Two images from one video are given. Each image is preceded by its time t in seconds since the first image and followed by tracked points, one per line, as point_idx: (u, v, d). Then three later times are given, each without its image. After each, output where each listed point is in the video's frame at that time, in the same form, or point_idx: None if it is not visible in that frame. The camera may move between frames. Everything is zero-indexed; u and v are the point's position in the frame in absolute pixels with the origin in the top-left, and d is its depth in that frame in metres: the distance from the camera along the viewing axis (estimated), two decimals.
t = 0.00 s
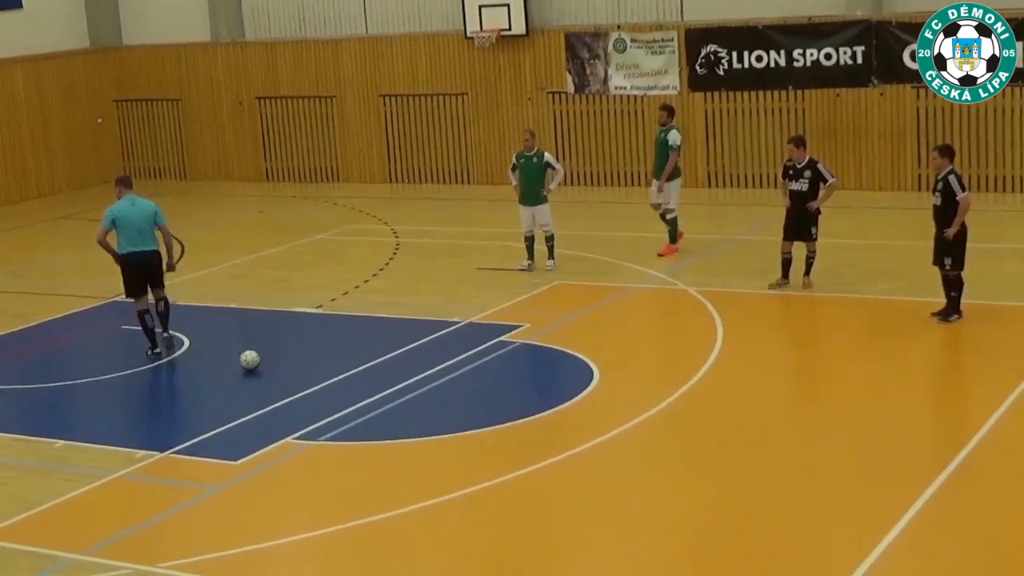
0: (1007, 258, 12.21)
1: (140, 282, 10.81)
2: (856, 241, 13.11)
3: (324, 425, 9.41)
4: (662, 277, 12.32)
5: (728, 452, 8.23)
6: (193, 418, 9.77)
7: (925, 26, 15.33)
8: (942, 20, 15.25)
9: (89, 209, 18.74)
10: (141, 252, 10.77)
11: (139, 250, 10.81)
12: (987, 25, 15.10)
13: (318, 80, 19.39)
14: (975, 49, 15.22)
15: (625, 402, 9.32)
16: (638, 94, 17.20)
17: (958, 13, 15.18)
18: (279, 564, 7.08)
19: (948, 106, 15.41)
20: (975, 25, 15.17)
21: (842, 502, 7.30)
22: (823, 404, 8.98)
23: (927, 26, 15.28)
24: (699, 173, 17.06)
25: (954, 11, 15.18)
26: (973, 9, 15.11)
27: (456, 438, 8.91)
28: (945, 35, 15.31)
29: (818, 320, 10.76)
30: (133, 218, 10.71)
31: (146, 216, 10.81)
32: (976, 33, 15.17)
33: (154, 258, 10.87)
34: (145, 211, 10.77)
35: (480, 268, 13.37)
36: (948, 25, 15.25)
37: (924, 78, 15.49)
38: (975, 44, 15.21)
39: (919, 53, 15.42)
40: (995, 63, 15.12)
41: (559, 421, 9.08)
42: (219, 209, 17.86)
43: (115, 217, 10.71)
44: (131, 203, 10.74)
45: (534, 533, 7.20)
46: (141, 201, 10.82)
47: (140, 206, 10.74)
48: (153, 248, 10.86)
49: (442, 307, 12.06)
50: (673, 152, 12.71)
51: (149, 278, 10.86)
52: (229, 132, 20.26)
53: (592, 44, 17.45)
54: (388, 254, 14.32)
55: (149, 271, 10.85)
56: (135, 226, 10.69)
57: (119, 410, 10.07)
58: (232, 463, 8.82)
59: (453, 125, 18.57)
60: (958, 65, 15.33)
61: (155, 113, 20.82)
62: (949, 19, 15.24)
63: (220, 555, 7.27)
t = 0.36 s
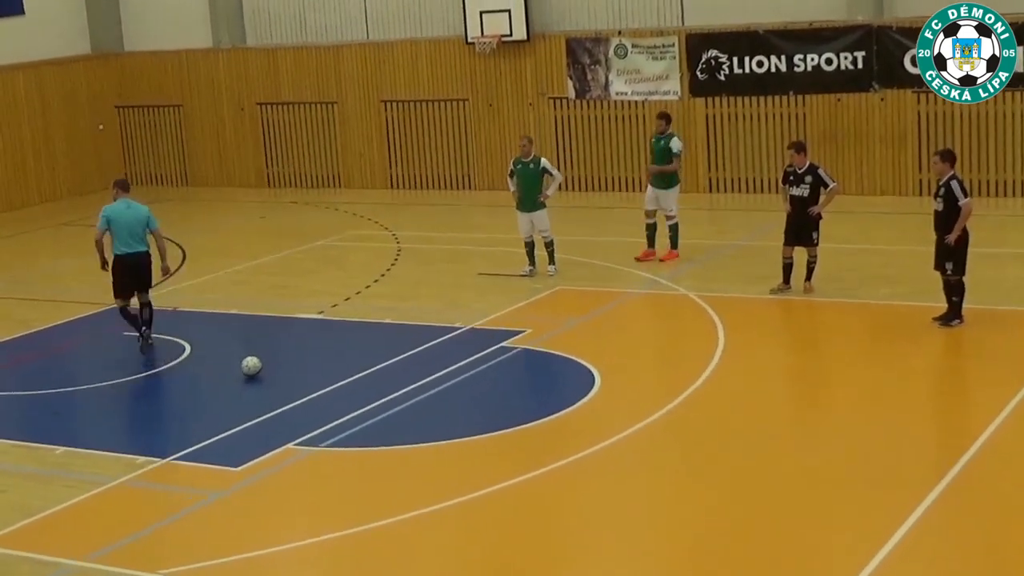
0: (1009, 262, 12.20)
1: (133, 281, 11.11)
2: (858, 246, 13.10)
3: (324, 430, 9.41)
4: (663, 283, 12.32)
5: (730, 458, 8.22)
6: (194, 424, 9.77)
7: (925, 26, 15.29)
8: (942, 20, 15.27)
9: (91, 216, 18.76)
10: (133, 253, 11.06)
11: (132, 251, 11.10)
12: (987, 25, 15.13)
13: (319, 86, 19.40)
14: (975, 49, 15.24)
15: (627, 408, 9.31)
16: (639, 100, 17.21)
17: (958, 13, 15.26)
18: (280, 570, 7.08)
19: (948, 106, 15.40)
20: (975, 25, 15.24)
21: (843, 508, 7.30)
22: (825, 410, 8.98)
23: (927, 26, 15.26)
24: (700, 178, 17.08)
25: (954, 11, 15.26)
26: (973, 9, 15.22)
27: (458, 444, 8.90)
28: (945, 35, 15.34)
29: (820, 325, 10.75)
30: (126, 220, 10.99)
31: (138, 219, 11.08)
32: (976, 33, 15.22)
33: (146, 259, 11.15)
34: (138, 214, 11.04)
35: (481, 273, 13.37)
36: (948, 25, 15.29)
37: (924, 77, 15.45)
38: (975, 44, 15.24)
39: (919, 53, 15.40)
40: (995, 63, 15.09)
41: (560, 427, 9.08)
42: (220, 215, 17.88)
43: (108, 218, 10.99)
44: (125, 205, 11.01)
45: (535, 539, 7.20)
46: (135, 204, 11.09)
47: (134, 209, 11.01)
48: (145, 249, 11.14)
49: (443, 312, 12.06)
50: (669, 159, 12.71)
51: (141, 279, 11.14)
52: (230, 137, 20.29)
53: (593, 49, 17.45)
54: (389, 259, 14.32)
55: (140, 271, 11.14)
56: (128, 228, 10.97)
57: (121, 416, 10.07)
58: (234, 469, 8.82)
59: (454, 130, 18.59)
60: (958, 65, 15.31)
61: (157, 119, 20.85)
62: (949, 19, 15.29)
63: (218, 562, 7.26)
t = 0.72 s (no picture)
0: (1010, 271, 12.20)
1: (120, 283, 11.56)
2: (860, 255, 13.09)
3: (327, 439, 9.40)
4: (664, 292, 12.30)
5: (733, 467, 8.20)
6: (197, 431, 9.75)
7: (925, 26, 15.41)
8: (942, 20, 15.44)
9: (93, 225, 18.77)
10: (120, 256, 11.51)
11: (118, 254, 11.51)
12: (987, 25, 15.22)
13: (320, 95, 19.42)
14: (975, 49, 15.27)
15: (629, 417, 9.29)
16: (641, 108, 17.23)
17: (958, 13, 15.41)
18: None
19: (948, 105, 15.42)
20: (975, 24, 15.33)
21: (845, 516, 7.28)
22: (827, 419, 8.97)
23: (927, 26, 15.36)
24: (701, 187, 17.10)
25: (954, 12, 15.43)
26: (973, 9, 15.34)
27: (461, 453, 8.88)
28: (945, 35, 15.43)
29: (822, 334, 10.74)
30: (111, 224, 11.39)
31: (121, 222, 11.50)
32: (976, 34, 15.28)
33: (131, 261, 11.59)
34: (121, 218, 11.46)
35: (483, 282, 13.37)
36: (948, 25, 15.42)
37: (923, 77, 15.46)
38: (975, 44, 15.27)
39: (919, 53, 15.45)
40: (995, 61, 15.10)
41: (562, 435, 9.07)
42: (221, 224, 17.89)
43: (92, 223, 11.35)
44: (108, 210, 11.38)
45: (537, 547, 7.18)
46: (117, 207, 11.47)
47: (117, 213, 11.41)
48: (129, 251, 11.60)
49: (445, 321, 12.05)
50: (664, 164, 12.56)
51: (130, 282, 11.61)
52: (231, 146, 20.30)
53: (595, 58, 17.47)
54: (390, 268, 14.32)
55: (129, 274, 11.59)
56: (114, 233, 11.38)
57: (123, 424, 10.05)
58: (235, 477, 8.80)
59: (456, 139, 18.61)
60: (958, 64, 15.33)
61: (158, 128, 20.88)
62: (949, 19, 15.44)
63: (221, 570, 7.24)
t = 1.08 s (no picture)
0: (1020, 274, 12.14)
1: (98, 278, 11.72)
2: (869, 258, 13.05)
3: (335, 441, 9.40)
4: (672, 295, 12.28)
5: (741, 469, 8.19)
6: (205, 434, 9.75)
7: (925, 26, 15.45)
8: (942, 21, 15.51)
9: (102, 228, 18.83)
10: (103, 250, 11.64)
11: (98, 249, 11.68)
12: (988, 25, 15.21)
13: (329, 98, 19.45)
14: (975, 49, 15.24)
15: (637, 419, 9.28)
16: (649, 111, 17.23)
17: (958, 13, 15.46)
18: None
19: (956, 106, 15.39)
20: (975, 24, 15.35)
21: (853, 520, 7.26)
22: (836, 422, 8.94)
23: (927, 26, 15.40)
24: (710, 190, 17.10)
25: (954, 12, 15.49)
26: (973, 9, 15.38)
27: (469, 456, 8.87)
28: (945, 35, 15.47)
29: (831, 336, 10.71)
30: (96, 218, 11.60)
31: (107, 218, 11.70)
32: (976, 33, 15.28)
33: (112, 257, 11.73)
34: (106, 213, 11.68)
35: (491, 284, 13.37)
36: (948, 25, 15.49)
37: (923, 77, 15.48)
38: (975, 44, 15.25)
39: (919, 53, 15.45)
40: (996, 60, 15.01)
41: (571, 438, 9.06)
42: (230, 227, 17.91)
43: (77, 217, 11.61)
44: (93, 204, 11.65)
45: (545, 549, 7.18)
46: (104, 204, 11.73)
47: (102, 208, 11.63)
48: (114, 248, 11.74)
49: (453, 324, 12.06)
50: (663, 164, 12.44)
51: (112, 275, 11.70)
52: (240, 149, 20.34)
53: (603, 60, 17.43)
54: (398, 271, 14.33)
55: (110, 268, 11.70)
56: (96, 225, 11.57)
57: (131, 427, 10.07)
58: (244, 479, 8.81)
59: (464, 142, 18.61)
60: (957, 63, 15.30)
61: (167, 131, 20.93)
62: (949, 19, 15.51)
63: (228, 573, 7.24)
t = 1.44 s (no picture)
0: None
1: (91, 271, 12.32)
2: (884, 258, 13.04)
3: (353, 439, 9.42)
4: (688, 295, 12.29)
5: (757, 470, 8.18)
6: (222, 432, 9.77)
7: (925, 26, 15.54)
8: (942, 21, 15.56)
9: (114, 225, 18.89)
10: (99, 245, 12.33)
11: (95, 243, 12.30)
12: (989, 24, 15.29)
13: (345, 97, 19.46)
14: (975, 49, 15.35)
15: (652, 419, 9.29)
16: (665, 111, 17.23)
17: (958, 13, 15.52)
18: None
19: (973, 107, 15.36)
20: (975, 25, 15.43)
21: (869, 520, 7.26)
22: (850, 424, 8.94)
23: (926, 26, 15.50)
24: (726, 190, 17.10)
25: (954, 12, 15.54)
26: (973, 9, 15.44)
27: (485, 455, 8.88)
28: (945, 35, 15.55)
29: (847, 337, 10.71)
30: (94, 214, 12.25)
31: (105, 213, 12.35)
32: (976, 33, 15.37)
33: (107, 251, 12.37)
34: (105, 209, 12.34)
35: (507, 284, 13.38)
36: (948, 25, 15.54)
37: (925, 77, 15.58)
38: (975, 44, 15.35)
39: (919, 53, 15.59)
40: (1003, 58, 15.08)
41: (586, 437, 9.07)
42: (243, 225, 17.93)
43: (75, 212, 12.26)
44: (93, 199, 12.29)
45: (559, 549, 7.19)
46: (103, 200, 12.35)
47: (102, 204, 12.28)
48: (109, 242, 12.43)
49: (469, 323, 12.07)
50: (679, 165, 12.39)
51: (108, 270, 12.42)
52: (256, 147, 20.35)
53: (619, 60, 17.46)
54: (414, 270, 14.34)
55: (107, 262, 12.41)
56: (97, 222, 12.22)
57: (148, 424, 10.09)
58: (260, 478, 8.82)
59: (480, 141, 18.61)
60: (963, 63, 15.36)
61: (181, 129, 20.95)
62: (949, 19, 15.56)
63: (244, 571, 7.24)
